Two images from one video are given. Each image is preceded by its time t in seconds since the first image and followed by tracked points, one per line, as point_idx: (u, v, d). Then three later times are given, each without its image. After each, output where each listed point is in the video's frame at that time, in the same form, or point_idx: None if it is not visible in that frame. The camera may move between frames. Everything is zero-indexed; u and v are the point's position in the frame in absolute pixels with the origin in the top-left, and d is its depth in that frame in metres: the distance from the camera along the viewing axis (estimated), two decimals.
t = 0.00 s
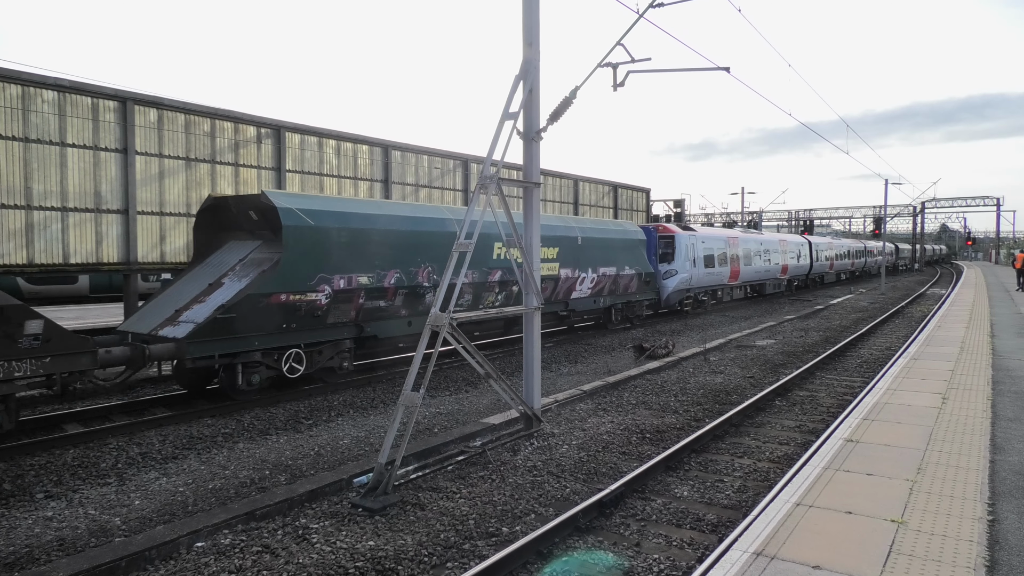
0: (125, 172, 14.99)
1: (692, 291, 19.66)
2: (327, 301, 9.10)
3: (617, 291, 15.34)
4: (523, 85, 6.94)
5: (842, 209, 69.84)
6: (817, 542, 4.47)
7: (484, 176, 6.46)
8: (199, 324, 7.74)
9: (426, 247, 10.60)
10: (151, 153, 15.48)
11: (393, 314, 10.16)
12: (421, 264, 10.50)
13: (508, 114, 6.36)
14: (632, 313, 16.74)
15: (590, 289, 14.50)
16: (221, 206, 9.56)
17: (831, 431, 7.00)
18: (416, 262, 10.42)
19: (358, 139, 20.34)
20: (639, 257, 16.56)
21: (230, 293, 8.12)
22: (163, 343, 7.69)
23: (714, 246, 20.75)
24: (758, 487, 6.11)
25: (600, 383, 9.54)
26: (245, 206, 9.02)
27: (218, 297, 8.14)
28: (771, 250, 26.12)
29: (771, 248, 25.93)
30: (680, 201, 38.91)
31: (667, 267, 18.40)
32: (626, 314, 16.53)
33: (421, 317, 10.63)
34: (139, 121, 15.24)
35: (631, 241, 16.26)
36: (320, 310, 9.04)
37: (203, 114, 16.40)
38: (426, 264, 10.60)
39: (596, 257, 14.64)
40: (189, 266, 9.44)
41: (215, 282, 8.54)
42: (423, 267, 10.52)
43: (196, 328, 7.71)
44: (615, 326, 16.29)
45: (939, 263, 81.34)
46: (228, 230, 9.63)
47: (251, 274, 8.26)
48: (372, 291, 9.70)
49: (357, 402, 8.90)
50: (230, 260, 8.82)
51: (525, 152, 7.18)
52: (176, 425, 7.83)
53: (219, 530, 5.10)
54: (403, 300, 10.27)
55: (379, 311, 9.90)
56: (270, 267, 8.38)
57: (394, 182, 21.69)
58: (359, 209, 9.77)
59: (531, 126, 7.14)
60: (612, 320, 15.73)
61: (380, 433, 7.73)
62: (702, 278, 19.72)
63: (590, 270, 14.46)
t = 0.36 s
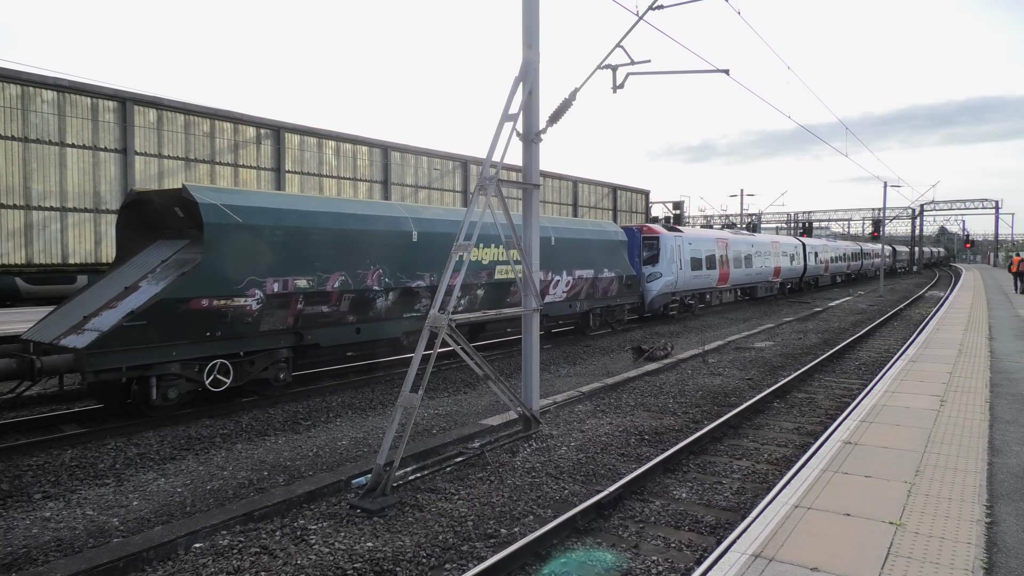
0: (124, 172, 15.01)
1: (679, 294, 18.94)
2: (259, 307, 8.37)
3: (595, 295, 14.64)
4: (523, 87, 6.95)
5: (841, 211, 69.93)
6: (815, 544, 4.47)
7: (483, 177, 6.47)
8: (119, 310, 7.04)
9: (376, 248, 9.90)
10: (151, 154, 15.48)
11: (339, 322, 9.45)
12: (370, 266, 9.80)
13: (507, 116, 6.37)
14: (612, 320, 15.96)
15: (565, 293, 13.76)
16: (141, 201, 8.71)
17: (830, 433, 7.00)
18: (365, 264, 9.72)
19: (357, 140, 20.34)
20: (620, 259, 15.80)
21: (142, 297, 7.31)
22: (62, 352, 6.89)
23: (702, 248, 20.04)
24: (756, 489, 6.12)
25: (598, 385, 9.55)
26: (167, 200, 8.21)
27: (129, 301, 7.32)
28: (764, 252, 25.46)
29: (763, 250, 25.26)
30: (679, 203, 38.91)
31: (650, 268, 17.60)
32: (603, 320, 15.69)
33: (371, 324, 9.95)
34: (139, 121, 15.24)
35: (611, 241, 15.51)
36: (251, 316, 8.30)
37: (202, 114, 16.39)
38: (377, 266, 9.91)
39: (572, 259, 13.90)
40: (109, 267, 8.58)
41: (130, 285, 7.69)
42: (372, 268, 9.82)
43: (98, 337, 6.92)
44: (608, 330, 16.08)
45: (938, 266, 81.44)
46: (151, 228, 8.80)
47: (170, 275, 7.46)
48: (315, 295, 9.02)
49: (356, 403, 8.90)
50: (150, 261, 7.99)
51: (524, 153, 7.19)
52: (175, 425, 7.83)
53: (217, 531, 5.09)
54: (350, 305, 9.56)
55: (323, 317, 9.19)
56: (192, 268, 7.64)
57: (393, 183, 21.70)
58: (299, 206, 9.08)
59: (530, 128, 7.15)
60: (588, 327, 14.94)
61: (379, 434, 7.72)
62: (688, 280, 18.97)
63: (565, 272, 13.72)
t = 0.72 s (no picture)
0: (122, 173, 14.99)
1: (664, 297, 18.30)
2: (176, 313, 7.68)
3: (572, 299, 14.07)
4: (520, 88, 6.96)
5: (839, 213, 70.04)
6: (813, 545, 4.47)
7: (481, 179, 6.47)
8: (34, 316, 6.49)
9: (318, 248, 9.24)
10: (148, 155, 15.46)
11: (275, 329, 8.80)
12: (310, 268, 9.14)
13: (505, 117, 6.38)
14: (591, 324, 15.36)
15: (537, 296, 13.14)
16: (51, 197, 8.06)
17: (828, 434, 7.02)
18: (304, 266, 9.05)
19: (355, 141, 20.34)
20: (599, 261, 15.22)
21: (34, 303, 6.56)
22: None
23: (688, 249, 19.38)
24: (754, 490, 6.13)
25: (596, 386, 9.55)
26: (77, 196, 7.57)
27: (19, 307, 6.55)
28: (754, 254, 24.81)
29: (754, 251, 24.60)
30: (676, 204, 38.93)
31: (630, 270, 16.93)
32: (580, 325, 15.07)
33: (312, 331, 9.31)
34: (136, 122, 15.23)
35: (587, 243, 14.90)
36: (167, 324, 7.62)
37: (200, 115, 16.38)
38: (319, 268, 9.25)
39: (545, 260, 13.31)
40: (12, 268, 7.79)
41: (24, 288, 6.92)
42: (313, 271, 9.16)
43: None
44: (591, 333, 15.63)
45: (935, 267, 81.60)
46: (63, 226, 8.14)
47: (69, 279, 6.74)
48: (245, 300, 8.36)
49: (354, 404, 8.89)
50: (54, 262, 7.23)
51: (522, 154, 7.20)
52: (172, 427, 7.81)
53: (215, 532, 5.08)
54: (287, 311, 8.88)
55: (255, 325, 8.53)
56: (93, 270, 6.94)
57: (391, 184, 21.70)
58: (228, 203, 8.40)
59: (528, 129, 7.16)
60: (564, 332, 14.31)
61: (377, 435, 7.71)
62: (673, 282, 18.31)
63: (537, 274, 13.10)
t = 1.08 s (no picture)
0: (120, 172, 14.98)
1: (648, 299, 17.58)
2: (73, 320, 6.73)
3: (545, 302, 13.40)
4: (519, 88, 6.96)
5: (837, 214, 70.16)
6: (811, 547, 4.47)
7: (479, 179, 6.47)
8: None
9: (248, 248, 8.37)
10: (146, 155, 15.45)
11: (199, 336, 7.93)
12: (239, 269, 8.26)
13: (504, 117, 6.38)
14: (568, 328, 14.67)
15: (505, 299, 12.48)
16: None
17: (825, 436, 7.02)
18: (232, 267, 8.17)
19: (354, 141, 20.33)
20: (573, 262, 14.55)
21: None
22: None
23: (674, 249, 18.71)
24: (752, 491, 6.13)
25: (594, 387, 9.56)
26: None
27: None
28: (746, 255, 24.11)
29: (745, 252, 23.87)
30: (675, 206, 38.96)
31: (609, 271, 16.21)
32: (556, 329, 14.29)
33: (242, 338, 8.44)
34: (134, 122, 15.22)
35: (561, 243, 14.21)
36: (62, 332, 6.66)
37: (198, 115, 16.34)
38: (249, 269, 8.37)
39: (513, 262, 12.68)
40: None
41: None
42: (243, 272, 8.29)
43: None
44: (567, 339, 14.87)
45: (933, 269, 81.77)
46: None
47: None
48: (161, 305, 7.45)
49: (352, 404, 8.88)
50: None
51: (521, 155, 7.20)
52: (170, 427, 7.80)
53: (211, 533, 5.07)
54: (212, 316, 8.00)
55: (173, 332, 7.63)
56: None
57: (389, 185, 21.69)
58: (140, 195, 7.49)
59: (527, 129, 7.15)
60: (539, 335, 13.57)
61: (374, 436, 7.71)
62: (657, 284, 17.59)
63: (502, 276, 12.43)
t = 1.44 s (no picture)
0: (118, 173, 14.97)
1: (630, 302, 16.85)
2: None
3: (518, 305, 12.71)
4: (518, 89, 6.96)
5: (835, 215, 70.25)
6: (809, 548, 4.47)
7: (478, 180, 6.47)
8: None
9: (167, 248, 7.63)
10: (145, 155, 15.45)
11: (105, 346, 7.28)
12: (154, 271, 7.53)
13: (502, 118, 6.39)
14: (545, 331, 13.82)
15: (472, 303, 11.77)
16: None
17: (824, 437, 7.02)
18: (145, 269, 7.45)
19: (352, 142, 20.32)
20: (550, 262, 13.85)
21: None
22: None
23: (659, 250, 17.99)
24: (750, 492, 6.13)
25: (593, 388, 9.56)
26: None
27: None
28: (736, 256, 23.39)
29: (736, 253, 23.19)
30: (673, 207, 39.00)
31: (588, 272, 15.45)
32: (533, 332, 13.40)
33: (158, 347, 7.77)
34: (132, 122, 15.21)
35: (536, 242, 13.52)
36: None
37: (197, 115, 16.33)
38: (167, 271, 7.66)
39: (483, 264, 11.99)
40: None
41: None
42: (158, 274, 7.57)
43: None
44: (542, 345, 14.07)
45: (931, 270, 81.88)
46: None
47: None
48: (56, 312, 6.78)
49: (350, 405, 8.87)
50: None
51: (520, 156, 7.20)
52: (168, 427, 7.79)
53: (209, 533, 5.06)
54: (121, 323, 7.34)
55: (73, 341, 6.99)
56: None
57: (388, 185, 21.68)
58: (34, 185, 6.70)
59: (526, 130, 7.16)
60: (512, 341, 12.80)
61: (373, 436, 7.70)
62: (640, 285, 16.87)
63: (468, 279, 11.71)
